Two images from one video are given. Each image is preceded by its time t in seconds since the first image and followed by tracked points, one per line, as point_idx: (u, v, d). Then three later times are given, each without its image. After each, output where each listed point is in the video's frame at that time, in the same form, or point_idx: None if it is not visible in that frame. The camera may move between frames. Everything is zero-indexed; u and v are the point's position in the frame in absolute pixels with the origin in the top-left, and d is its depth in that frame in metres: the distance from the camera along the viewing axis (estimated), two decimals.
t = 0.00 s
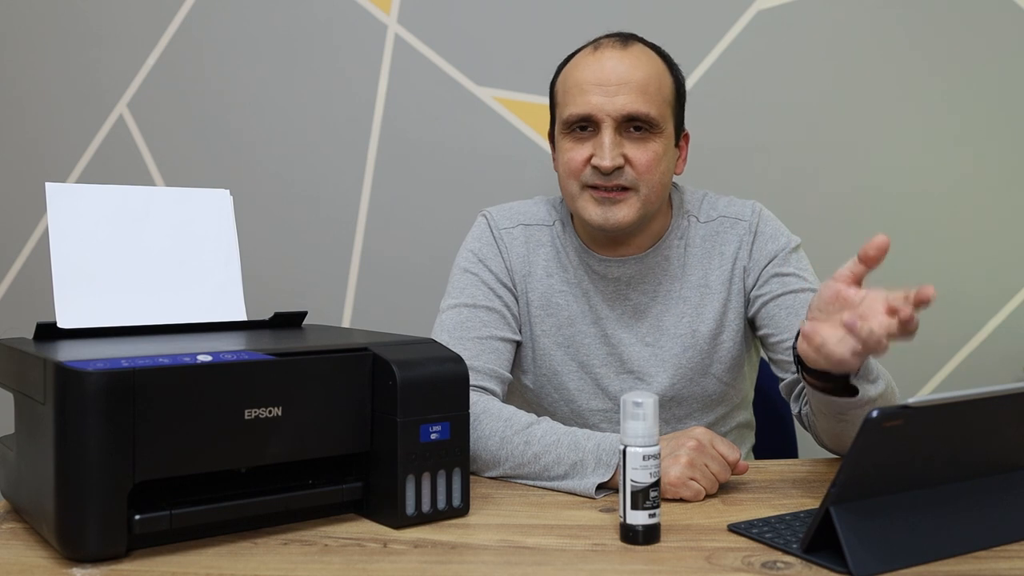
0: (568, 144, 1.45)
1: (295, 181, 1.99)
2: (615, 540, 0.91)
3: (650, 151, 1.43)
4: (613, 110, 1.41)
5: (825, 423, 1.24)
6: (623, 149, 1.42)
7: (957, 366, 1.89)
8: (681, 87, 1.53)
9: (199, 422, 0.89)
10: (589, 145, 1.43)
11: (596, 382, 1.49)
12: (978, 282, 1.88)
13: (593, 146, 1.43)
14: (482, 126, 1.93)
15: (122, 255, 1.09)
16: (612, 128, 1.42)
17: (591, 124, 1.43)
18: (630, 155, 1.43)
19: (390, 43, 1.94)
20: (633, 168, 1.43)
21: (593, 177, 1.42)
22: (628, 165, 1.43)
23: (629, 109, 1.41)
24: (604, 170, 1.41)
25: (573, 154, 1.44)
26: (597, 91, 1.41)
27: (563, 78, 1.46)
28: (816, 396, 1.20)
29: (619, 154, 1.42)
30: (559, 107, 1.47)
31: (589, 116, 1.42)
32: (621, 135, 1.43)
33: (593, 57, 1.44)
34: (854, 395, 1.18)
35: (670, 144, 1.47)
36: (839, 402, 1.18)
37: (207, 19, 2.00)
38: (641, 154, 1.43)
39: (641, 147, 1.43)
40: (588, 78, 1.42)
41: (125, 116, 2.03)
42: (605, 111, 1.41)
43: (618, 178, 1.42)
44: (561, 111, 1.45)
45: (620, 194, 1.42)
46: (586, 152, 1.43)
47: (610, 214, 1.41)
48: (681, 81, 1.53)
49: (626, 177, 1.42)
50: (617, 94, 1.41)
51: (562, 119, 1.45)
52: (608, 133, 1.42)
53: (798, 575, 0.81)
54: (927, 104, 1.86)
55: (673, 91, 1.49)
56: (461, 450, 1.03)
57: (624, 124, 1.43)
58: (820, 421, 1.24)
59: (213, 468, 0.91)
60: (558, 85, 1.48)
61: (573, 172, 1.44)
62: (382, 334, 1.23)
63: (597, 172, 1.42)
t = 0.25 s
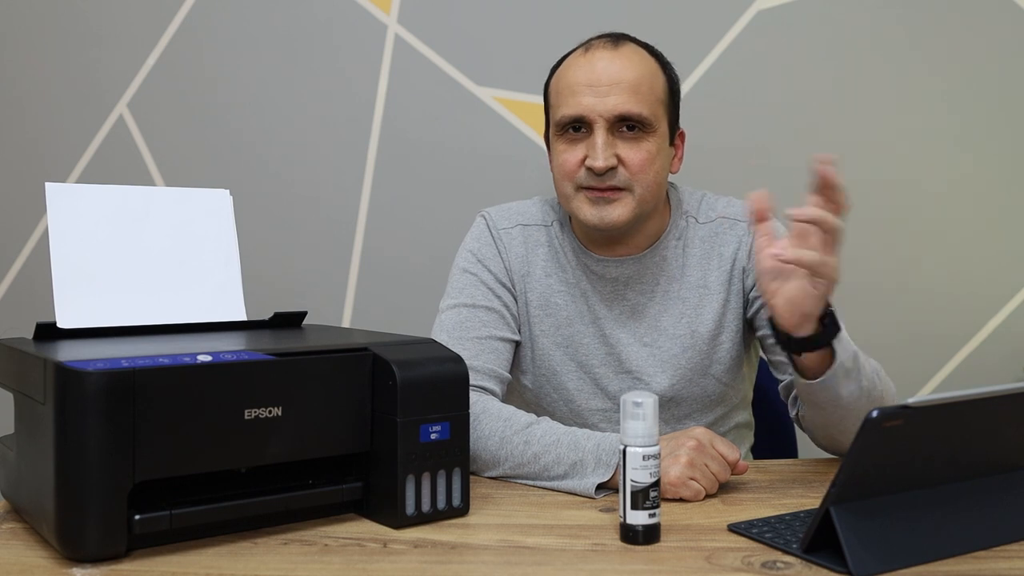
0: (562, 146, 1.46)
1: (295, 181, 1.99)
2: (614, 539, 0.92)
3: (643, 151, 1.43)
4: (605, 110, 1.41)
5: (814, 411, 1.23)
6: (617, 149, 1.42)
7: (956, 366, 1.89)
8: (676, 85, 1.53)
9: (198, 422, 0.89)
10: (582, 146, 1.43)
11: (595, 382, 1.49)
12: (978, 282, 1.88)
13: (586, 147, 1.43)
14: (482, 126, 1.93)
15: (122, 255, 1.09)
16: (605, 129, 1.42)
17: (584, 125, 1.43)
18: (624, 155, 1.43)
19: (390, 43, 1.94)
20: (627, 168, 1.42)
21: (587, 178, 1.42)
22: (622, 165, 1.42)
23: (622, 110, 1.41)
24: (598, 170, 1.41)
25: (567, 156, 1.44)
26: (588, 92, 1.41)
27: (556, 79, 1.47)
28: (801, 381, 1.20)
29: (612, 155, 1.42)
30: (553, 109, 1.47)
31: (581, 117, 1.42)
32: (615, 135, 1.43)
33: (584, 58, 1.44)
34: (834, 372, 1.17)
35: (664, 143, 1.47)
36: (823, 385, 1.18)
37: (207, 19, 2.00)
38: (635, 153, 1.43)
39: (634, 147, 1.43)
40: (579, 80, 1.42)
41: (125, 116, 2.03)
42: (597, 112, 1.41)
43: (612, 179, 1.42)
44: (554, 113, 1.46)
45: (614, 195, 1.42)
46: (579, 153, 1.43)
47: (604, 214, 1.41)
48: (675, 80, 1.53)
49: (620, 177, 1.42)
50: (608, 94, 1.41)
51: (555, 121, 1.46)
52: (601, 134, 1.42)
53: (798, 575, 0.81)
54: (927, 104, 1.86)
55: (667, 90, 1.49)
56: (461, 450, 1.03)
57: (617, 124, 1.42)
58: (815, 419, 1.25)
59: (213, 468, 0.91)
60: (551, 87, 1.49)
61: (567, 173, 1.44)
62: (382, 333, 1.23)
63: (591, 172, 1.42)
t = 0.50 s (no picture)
0: (566, 145, 1.46)
1: (296, 182, 1.99)
2: (615, 539, 0.92)
3: (647, 154, 1.43)
4: (611, 112, 1.41)
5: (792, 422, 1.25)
6: (621, 150, 1.42)
7: (957, 366, 1.89)
8: (682, 89, 1.53)
9: (199, 422, 0.89)
10: (587, 146, 1.43)
11: (596, 383, 1.49)
12: (978, 282, 1.88)
13: (590, 147, 1.43)
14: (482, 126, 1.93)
15: (121, 256, 1.09)
16: (610, 130, 1.42)
17: (589, 126, 1.43)
18: (628, 157, 1.43)
19: (390, 43, 1.94)
20: (631, 169, 1.42)
21: (591, 178, 1.42)
22: (626, 166, 1.42)
23: (628, 112, 1.41)
24: (601, 171, 1.41)
25: (571, 155, 1.44)
26: (595, 92, 1.41)
27: (563, 78, 1.46)
28: (772, 402, 1.21)
29: (616, 156, 1.42)
30: (559, 108, 1.47)
31: (587, 117, 1.42)
32: (620, 137, 1.43)
33: (592, 58, 1.44)
34: (799, 385, 1.18)
35: (669, 147, 1.47)
36: (792, 402, 1.19)
37: (207, 20, 2.00)
38: (639, 156, 1.43)
39: (639, 149, 1.43)
40: (586, 80, 1.42)
41: (125, 116, 2.03)
42: (603, 113, 1.41)
43: (615, 180, 1.42)
44: (560, 112, 1.46)
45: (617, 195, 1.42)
46: (583, 153, 1.43)
47: (606, 215, 1.41)
48: (681, 84, 1.53)
49: (624, 179, 1.42)
50: (615, 96, 1.41)
51: (560, 120, 1.46)
52: (606, 135, 1.42)
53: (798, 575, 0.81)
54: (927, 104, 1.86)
55: (673, 94, 1.49)
56: (461, 450, 1.03)
57: (623, 126, 1.42)
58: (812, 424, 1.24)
59: (213, 468, 0.91)
60: (558, 86, 1.48)
61: (570, 173, 1.44)
62: (382, 333, 1.23)
63: (594, 173, 1.42)
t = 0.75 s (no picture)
0: (567, 143, 1.45)
1: (295, 182, 1.99)
2: (615, 540, 0.92)
3: (649, 151, 1.43)
4: (612, 109, 1.41)
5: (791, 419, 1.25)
6: (623, 147, 1.42)
7: (957, 366, 1.89)
8: (682, 87, 1.53)
9: (199, 422, 0.89)
10: (589, 144, 1.43)
11: (596, 383, 1.49)
12: (978, 282, 1.88)
13: (592, 145, 1.42)
14: (482, 126, 1.93)
15: (122, 256, 1.09)
16: (611, 127, 1.42)
17: (591, 124, 1.43)
18: (629, 154, 1.42)
19: (390, 43, 1.94)
20: (633, 167, 1.42)
21: (593, 176, 1.42)
22: (628, 163, 1.42)
23: (629, 109, 1.41)
24: (603, 168, 1.40)
25: (573, 153, 1.43)
26: (596, 90, 1.41)
27: (564, 77, 1.47)
28: (773, 399, 1.20)
29: (618, 153, 1.41)
30: (559, 107, 1.47)
31: (588, 115, 1.42)
32: (621, 134, 1.43)
33: (593, 57, 1.44)
34: (800, 382, 1.18)
35: (670, 144, 1.47)
36: (793, 399, 1.18)
37: (207, 20, 2.00)
38: (640, 153, 1.42)
39: (640, 146, 1.43)
40: (587, 78, 1.42)
41: (125, 116, 2.03)
42: (604, 110, 1.41)
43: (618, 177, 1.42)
44: (561, 111, 1.46)
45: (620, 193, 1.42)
46: (585, 151, 1.43)
47: (609, 214, 1.41)
48: (681, 83, 1.53)
49: (626, 176, 1.42)
50: (616, 93, 1.41)
51: (562, 119, 1.45)
52: (607, 132, 1.41)
53: None
54: (927, 104, 1.86)
55: (673, 92, 1.49)
56: (461, 450, 1.03)
57: (624, 123, 1.42)
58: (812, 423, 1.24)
59: (213, 468, 0.91)
60: (558, 86, 1.49)
61: (572, 171, 1.44)
62: (382, 333, 1.23)
63: (596, 170, 1.42)
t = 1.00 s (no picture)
0: (561, 140, 1.46)
1: (295, 182, 1.99)
2: (615, 540, 0.92)
3: (643, 143, 1.43)
4: (604, 103, 1.41)
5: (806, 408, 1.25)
6: (617, 141, 1.42)
7: (957, 366, 1.89)
8: (675, 81, 1.53)
9: (199, 422, 0.89)
10: (583, 139, 1.43)
11: (596, 383, 1.49)
12: (978, 282, 1.88)
13: (586, 140, 1.43)
14: (482, 126, 1.93)
15: (121, 256, 1.09)
16: (604, 122, 1.42)
17: (584, 119, 1.43)
18: (624, 147, 1.42)
19: (390, 43, 1.94)
20: (627, 160, 1.42)
21: (588, 170, 1.42)
22: (622, 157, 1.42)
23: (621, 102, 1.41)
24: (598, 162, 1.41)
25: (567, 149, 1.44)
26: (588, 85, 1.42)
27: (556, 75, 1.47)
28: (793, 380, 1.21)
29: (612, 146, 1.42)
30: (553, 104, 1.48)
31: (581, 110, 1.42)
32: (615, 128, 1.43)
33: (584, 53, 1.44)
34: (822, 367, 1.19)
35: (665, 137, 1.47)
36: (813, 382, 1.20)
37: (207, 20, 2.00)
38: (635, 145, 1.43)
39: (634, 139, 1.43)
40: (579, 73, 1.42)
41: (125, 116, 2.03)
42: (597, 104, 1.41)
43: (613, 171, 1.42)
44: (554, 108, 1.46)
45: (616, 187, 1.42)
46: (579, 146, 1.43)
47: (605, 207, 1.41)
48: (675, 76, 1.53)
49: (621, 170, 1.42)
50: (608, 87, 1.41)
51: (555, 116, 1.46)
52: (601, 126, 1.42)
53: None
54: (927, 104, 1.86)
55: (667, 85, 1.49)
56: (461, 450, 1.03)
57: (617, 117, 1.43)
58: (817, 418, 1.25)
59: (213, 468, 0.91)
60: (551, 83, 1.49)
61: (567, 167, 1.44)
62: (381, 334, 1.23)
63: (591, 165, 1.42)
